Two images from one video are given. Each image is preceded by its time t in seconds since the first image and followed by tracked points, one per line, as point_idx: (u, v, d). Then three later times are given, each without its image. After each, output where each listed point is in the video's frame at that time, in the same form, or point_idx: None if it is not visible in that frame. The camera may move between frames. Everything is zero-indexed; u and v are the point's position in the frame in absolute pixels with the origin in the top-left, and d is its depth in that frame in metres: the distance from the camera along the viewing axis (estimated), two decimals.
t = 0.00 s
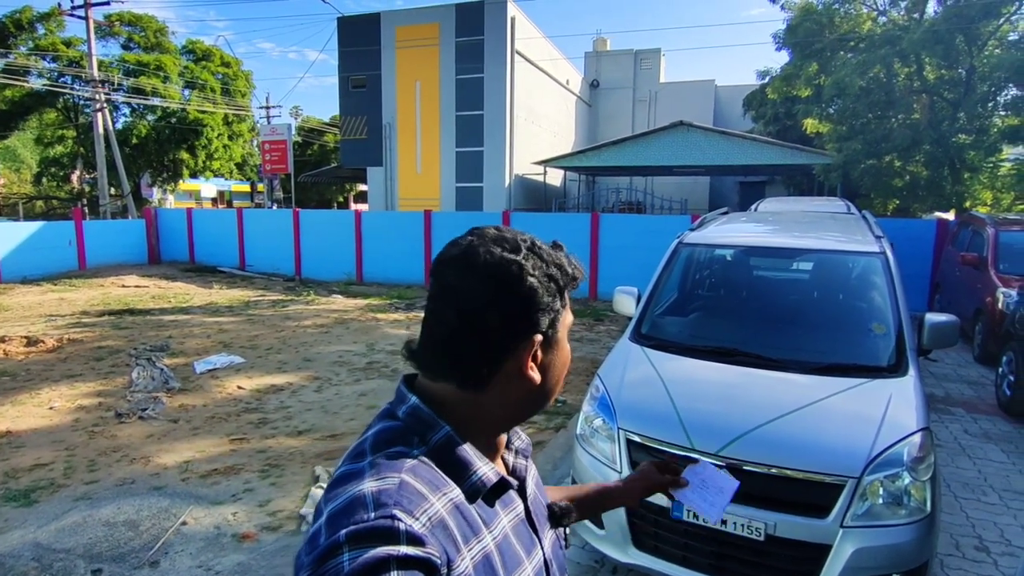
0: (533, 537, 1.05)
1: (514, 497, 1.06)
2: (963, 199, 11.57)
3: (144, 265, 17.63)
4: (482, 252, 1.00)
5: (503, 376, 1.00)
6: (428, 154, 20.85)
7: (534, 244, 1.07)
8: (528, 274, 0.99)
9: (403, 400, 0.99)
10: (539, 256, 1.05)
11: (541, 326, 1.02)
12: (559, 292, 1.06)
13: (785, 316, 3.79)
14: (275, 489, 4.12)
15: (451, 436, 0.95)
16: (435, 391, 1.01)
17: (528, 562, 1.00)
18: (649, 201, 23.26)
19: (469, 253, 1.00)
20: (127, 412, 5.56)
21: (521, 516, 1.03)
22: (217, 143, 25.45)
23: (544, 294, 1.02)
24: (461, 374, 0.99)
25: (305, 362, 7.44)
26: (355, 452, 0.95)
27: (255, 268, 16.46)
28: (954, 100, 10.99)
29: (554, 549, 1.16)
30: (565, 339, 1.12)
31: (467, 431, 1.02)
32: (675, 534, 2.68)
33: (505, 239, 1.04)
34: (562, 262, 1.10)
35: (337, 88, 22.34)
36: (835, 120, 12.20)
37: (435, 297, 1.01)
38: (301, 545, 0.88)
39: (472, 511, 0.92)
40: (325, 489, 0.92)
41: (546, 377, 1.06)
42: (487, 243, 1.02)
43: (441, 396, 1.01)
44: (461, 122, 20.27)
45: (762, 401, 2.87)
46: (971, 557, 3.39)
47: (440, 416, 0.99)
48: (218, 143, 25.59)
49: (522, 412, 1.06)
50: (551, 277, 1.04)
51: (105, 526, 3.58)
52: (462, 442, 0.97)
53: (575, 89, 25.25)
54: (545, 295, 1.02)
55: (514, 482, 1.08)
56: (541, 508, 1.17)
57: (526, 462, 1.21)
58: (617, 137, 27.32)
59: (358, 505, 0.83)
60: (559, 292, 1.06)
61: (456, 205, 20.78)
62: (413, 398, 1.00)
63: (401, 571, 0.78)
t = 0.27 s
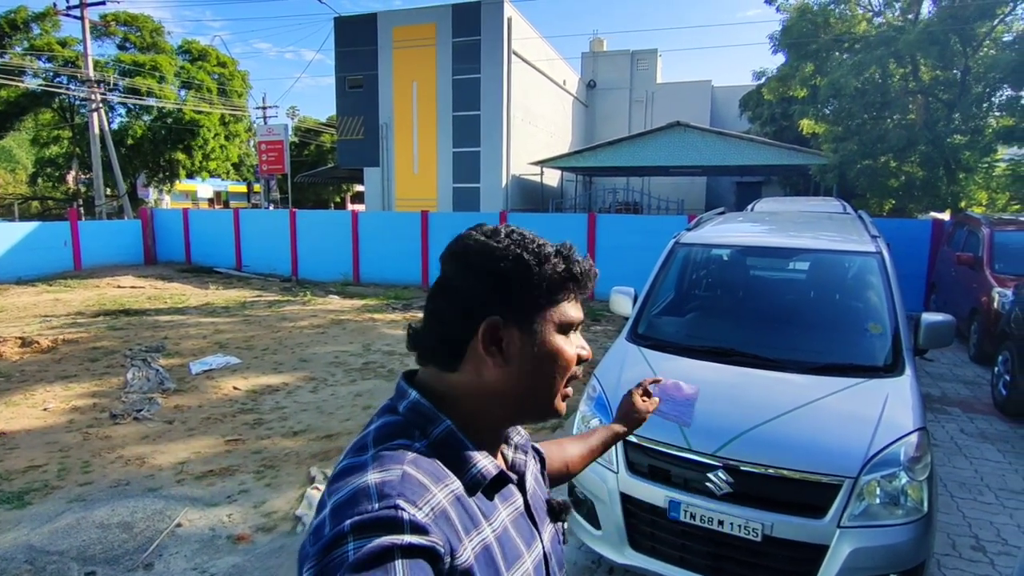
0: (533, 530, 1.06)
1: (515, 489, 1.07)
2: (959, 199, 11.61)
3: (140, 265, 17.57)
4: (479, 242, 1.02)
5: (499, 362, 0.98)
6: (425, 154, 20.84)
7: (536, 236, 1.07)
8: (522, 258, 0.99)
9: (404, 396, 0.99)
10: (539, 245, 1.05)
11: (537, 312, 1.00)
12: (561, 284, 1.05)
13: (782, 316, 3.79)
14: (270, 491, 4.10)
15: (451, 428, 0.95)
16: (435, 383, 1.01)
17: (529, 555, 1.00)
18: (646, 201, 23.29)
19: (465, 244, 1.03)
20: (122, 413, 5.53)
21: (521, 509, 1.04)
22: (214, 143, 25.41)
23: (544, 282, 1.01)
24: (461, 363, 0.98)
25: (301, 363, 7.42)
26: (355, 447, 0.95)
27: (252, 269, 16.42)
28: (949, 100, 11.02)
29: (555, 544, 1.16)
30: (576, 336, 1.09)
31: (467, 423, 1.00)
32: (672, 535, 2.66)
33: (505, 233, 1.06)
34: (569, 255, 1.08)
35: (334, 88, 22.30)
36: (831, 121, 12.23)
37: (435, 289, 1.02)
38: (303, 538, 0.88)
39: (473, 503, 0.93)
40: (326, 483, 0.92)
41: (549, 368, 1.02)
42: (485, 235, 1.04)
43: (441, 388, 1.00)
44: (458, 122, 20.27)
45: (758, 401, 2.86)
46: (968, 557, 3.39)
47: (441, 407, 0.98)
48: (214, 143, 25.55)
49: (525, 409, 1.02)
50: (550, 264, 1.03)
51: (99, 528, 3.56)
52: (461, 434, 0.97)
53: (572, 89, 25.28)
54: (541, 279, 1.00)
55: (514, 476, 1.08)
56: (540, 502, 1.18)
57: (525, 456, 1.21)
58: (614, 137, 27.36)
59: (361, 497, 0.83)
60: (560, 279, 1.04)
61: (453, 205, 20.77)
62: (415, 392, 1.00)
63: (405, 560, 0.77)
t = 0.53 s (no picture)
0: (536, 522, 1.08)
1: (518, 481, 1.10)
2: (952, 199, 11.62)
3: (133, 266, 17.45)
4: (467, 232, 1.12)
5: (472, 336, 1.04)
6: (420, 154, 20.78)
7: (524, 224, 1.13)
8: (494, 237, 1.06)
9: (411, 383, 1.03)
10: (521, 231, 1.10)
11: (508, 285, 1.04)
12: (552, 283, 1.06)
13: (778, 314, 3.78)
14: (263, 492, 4.06)
15: (450, 416, 0.99)
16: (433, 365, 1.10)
17: (529, 545, 1.02)
18: (641, 201, 23.28)
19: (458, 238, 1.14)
20: (114, 415, 5.48)
21: (522, 500, 1.07)
22: (207, 143, 25.28)
23: (531, 279, 1.04)
24: (449, 349, 1.06)
25: (295, 363, 7.38)
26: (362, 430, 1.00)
27: (246, 269, 16.34)
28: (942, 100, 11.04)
29: (560, 536, 1.18)
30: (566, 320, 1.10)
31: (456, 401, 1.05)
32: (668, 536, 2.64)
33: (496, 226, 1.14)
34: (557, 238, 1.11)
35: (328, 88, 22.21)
36: (825, 121, 12.24)
37: (441, 281, 1.11)
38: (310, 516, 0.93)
39: (473, 490, 0.97)
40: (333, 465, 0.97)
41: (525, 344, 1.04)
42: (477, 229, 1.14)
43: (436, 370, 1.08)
44: (453, 122, 20.22)
45: (755, 400, 2.84)
46: (964, 555, 3.39)
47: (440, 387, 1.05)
48: (208, 143, 25.42)
49: (501, 402, 1.04)
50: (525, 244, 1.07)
51: (89, 530, 3.52)
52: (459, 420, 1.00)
53: (567, 89, 25.27)
54: (512, 257, 1.05)
55: (517, 468, 1.11)
56: (546, 495, 1.20)
57: (532, 448, 1.25)
58: (609, 137, 27.36)
59: (364, 478, 0.88)
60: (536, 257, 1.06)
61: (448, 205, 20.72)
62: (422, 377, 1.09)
63: (403, 540, 0.82)
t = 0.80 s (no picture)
0: (532, 522, 1.05)
1: (516, 478, 1.07)
2: (936, 200, 11.73)
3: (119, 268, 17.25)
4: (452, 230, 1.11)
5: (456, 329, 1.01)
6: (409, 156, 20.71)
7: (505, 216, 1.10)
8: (472, 228, 1.03)
9: (414, 375, 1.01)
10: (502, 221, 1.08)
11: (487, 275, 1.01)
12: (533, 273, 1.03)
13: (767, 315, 3.77)
14: (248, 497, 4.00)
15: (449, 407, 0.97)
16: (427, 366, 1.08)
17: (522, 544, 0.99)
18: (630, 203, 23.34)
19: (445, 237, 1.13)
20: (96, 420, 5.39)
21: (518, 498, 1.03)
22: (194, 144, 25.06)
23: (512, 274, 1.01)
24: (439, 348, 1.04)
25: (283, 366, 7.31)
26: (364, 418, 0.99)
27: (233, 271, 16.20)
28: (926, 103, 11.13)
29: (557, 537, 1.14)
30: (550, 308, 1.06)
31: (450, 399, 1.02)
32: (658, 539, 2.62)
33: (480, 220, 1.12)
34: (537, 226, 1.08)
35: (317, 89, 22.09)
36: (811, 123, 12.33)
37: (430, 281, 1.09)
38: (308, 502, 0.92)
39: (470, 484, 0.94)
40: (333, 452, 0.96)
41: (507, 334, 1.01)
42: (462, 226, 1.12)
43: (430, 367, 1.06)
44: (442, 123, 20.17)
45: (744, 402, 2.83)
46: (952, 555, 3.39)
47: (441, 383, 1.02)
48: (195, 144, 25.21)
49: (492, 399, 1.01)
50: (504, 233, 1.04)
51: (69, 538, 3.46)
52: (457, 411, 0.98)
53: (556, 91, 25.30)
54: (491, 246, 1.02)
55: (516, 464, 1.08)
56: (546, 494, 1.17)
57: (535, 449, 1.22)
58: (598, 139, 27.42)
59: (360, 466, 0.86)
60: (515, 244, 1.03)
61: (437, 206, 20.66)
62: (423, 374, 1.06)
63: (396, 528, 0.81)
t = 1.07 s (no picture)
0: (505, 538, 1.04)
1: (487, 495, 1.05)
2: (916, 203, 11.90)
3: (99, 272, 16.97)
4: (449, 242, 1.02)
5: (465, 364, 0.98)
6: (394, 158, 20.62)
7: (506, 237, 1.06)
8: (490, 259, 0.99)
9: (377, 395, 0.99)
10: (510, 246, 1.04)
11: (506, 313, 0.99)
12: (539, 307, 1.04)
13: (751, 319, 3.79)
14: (229, 506, 3.94)
15: (419, 429, 0.95)
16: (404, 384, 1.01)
17: (495, 563, 0.98)
18: (616, 205, 23.45)
19: (435, 246, 1.04)
20: (74, 428, 5.29)
21: (490, 515, 1.02)
22: (176, 146, 24.78)
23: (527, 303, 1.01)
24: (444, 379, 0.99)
25: (266, 371, 7.23)
26: (326, 446, 0.96)
27: (216, 274, 16.00)
28: (905, 107, 11.29)
29: (530, 551, 1.13)
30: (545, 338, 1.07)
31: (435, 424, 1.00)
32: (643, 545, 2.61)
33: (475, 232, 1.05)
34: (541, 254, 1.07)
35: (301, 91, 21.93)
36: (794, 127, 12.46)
37: (417, 296, 1.00)
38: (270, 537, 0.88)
39: (438, 508, 0.92)
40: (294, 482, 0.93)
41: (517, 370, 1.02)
42: (457, 236, 1.04)
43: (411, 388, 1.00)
44: (427, 126, 20.11)
45: (729, 407, 2.83)
46: (932, 556, 3.42)
47: (409, 406, 0.98)
48: (177, 146, 24.92)
49: (509, 405, 1.02)
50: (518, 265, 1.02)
51: (44, 551, 3.39)
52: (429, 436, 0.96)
53: (542, 93, 25.36)
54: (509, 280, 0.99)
55: (487, 482, 1.07)
56: (518, 508, 1.16)
57: (505, 461, 1.20)
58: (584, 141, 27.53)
59: (321, 497, 0.83)
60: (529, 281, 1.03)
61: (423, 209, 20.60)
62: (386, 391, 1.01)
63: (360, 565, 0.77)
